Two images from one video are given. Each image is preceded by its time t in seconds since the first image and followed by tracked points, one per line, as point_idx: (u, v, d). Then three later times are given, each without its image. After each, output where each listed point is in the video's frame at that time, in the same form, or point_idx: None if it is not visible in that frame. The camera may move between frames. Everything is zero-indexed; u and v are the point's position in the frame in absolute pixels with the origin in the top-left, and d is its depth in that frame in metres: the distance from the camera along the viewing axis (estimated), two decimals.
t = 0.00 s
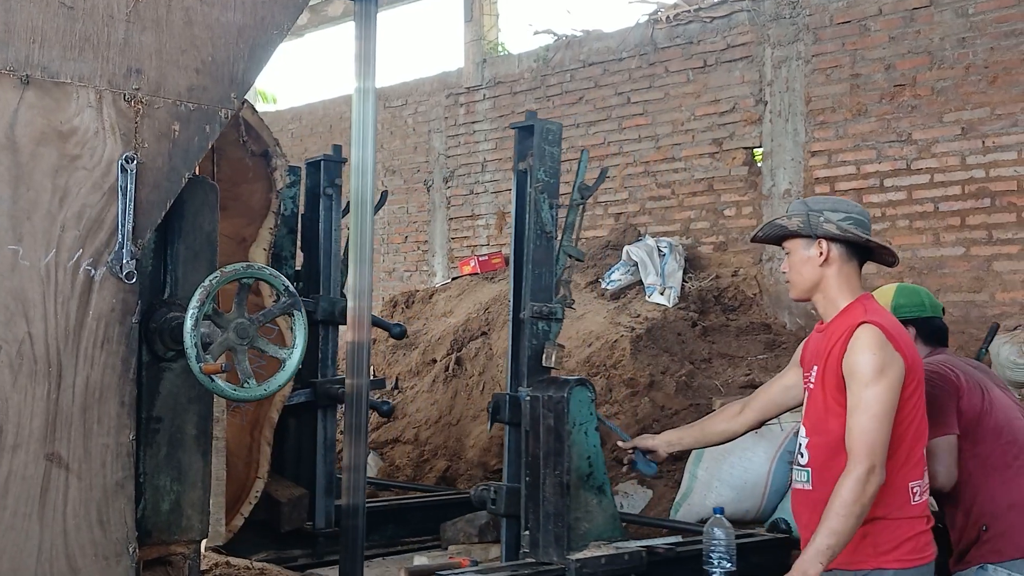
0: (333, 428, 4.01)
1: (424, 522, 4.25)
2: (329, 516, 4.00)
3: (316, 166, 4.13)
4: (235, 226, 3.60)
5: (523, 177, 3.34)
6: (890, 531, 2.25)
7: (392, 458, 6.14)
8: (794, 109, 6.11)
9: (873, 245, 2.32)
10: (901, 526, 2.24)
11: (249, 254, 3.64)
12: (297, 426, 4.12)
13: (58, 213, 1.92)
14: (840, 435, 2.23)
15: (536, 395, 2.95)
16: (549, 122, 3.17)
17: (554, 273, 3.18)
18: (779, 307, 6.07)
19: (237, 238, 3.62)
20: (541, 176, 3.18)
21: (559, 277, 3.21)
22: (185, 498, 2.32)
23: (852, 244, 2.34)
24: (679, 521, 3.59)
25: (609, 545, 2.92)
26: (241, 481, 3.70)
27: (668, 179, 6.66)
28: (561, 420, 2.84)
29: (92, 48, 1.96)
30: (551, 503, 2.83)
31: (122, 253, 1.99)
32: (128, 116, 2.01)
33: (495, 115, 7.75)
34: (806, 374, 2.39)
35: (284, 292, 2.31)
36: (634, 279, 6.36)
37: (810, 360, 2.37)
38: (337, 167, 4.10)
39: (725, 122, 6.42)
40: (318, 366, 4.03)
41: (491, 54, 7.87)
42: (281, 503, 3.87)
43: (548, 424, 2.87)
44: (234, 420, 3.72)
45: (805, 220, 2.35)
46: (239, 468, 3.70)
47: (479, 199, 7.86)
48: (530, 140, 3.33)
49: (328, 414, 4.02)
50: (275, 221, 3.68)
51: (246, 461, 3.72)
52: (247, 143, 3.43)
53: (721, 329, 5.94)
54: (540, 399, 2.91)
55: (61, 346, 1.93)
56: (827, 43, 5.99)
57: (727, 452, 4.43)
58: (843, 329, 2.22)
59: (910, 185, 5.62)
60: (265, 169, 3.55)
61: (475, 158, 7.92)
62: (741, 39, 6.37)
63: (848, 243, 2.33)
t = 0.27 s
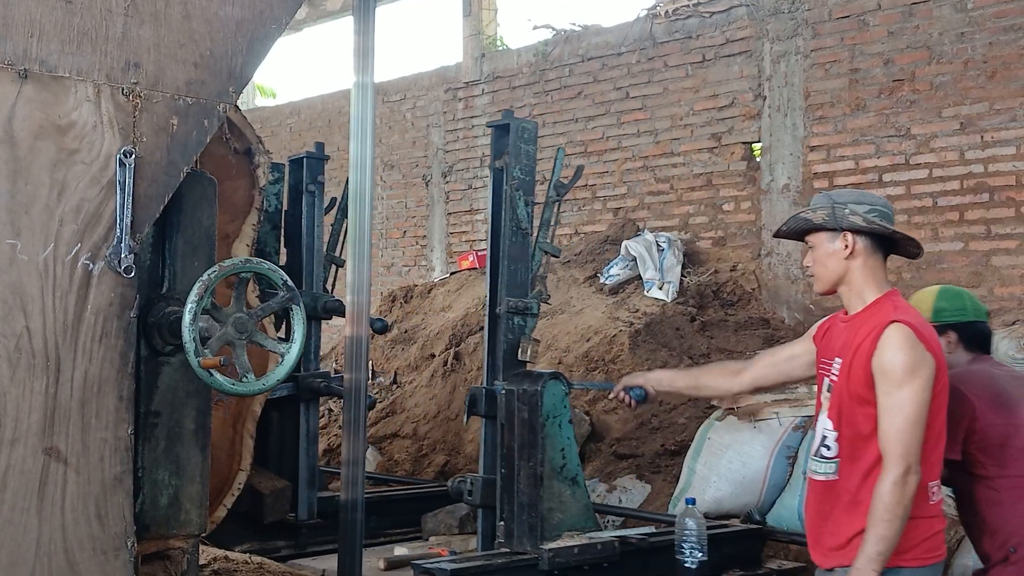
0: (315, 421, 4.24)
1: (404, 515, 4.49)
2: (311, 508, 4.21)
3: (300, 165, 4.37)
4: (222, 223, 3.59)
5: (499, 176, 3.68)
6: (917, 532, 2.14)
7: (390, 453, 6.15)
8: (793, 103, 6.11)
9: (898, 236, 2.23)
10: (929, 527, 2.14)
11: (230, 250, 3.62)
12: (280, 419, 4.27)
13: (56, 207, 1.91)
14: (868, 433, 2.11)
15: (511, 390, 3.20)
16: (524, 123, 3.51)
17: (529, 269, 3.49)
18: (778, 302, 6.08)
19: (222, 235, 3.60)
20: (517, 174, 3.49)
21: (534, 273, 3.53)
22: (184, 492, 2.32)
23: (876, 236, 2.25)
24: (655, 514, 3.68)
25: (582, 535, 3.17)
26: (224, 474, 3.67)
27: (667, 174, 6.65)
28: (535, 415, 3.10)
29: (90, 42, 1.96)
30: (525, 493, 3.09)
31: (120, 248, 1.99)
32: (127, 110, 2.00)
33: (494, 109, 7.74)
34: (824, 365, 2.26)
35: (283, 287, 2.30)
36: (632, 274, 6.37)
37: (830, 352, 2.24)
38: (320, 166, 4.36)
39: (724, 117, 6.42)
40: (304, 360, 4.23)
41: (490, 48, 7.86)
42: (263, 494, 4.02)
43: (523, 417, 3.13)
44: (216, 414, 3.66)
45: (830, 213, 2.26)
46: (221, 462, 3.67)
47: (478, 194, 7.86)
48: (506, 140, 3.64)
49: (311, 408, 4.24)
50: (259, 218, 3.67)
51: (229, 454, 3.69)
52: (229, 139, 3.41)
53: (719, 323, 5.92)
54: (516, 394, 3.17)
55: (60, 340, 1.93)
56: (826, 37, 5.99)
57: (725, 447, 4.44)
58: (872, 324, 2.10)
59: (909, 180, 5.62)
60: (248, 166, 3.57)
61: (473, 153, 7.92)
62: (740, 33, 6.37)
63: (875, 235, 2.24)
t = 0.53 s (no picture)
0: (302, 415, 4.28)
1: (391, 508, 4.56)
2: (299, 501, 4.24)
3: (287, 162, 4.38)
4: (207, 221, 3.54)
5: (480, 173, 3.64)
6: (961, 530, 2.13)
7: (390, 449, 6.15)
8: (794, 100, 6.11)
9: (892, 248, 2.25)
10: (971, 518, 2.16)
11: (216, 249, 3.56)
12: (269, 413, 4.31)
13: (55, 203, 1.91)
14: (909, 435, 2.10)
15: (492, 384, 3.23)
16: (506, 123, 3.54)
17: (511, 267, 3.51)
18: (778, 298, 6.08)
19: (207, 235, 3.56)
20: (499, 172, 3.51)
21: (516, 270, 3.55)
22: (184, 487, 2.32)
23: (871, 246, 2.26)
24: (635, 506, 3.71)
25: (561, 527, 3.18)
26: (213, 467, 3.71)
27: (667, 171, 6.65)
28: (516, 409, 3.13)
29: (90, 38, 1.96)
30: (506, 487, 3.13)
31: (120, 243, 1.98)
32: (127, 106, 2.00)
33: (494, 105, 7.73)
34: (831, 379, 2.23)
35: (283, 283, 2.30)
36: (632, 270, 6.36)
37: (837, 363, 2.22)
38: (307, 163, 4.36)
39: (724, 113, 6.41)
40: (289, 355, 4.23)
41: (491, 45, 7.85)
42: (251, 487, 4.06)
43: (504, 411, 3.16)
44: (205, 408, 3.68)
45: (827, 220, 2.28)
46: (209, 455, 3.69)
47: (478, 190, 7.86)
48: (487, 139, 3.65)
49: (298, 402, 4.27)
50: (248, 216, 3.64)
51: (217, 448, 3.72)
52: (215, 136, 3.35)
53: (720, 320, 5.90)
54: (496, 389, 3.19)
55: (59, 335, 1.93)
56: (827, 34, 5.99)
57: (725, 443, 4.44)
58: (894, 327, 2.11)
59: (909, 176, 5.62)
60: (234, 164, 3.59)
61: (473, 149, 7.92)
62: (741, 30, 6.36)
63: (868, 244, 2.26)
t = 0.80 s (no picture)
0: (296, 413, 4.27)
1: (384, 505, 4.57)
2: (293, 497, 4.25)
3: (281, 162, 4.39)
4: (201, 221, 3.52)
5: (471, 174, 3.66)
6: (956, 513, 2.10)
7: (392, 447, 6.15)
8: (796, 98, 6.11)
9: (860, 244, 2.25)
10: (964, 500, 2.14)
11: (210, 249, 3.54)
12: (263, 410, 4.30)
13: (57, 202, 1.91)
14: (894, 422, 2.08)
15: (480, 381, 3.22)
16: (494, 123, 3.54)
17: (500, 266, 3.51)
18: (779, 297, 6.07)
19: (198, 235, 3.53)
20: (488, 173, 3.52)
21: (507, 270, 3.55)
22: (185, 486, 2.32)
23: (837, 244, 2.27)
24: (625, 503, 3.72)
25: (549, 522, 3.19)
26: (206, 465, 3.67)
27: (668, 169, 6.65)
28: (504, 406, 3.12)
29: (92, 36, 1.96)
30: (494, 484, 3.12)
31: (121, 242, 1.98)
32: (128, 104, 2.00)
33: (495, 104, 7.72)
34: (812, 376, 2.22)
35: (284, 280, 2.30)
36: (634, 268, 6.36)
37: (816, 360, 2.21)
38: (300, 163, 4.37)
39: (726, 112, 6.40)
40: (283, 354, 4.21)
41: (492, 43, 7.85)
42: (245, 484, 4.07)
43: (492, 408, 3.15)
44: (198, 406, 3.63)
45: (793, 222, 2.27)
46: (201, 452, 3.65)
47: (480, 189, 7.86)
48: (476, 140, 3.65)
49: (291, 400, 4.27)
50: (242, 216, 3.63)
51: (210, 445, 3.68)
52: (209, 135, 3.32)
53: (721, 318, 5.90)
54: (485, 386, 3.18)
55: (61, 334, 1.92)
56: (828, 32, 5.98)
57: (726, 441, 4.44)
58: (868, 317, 2.10)
59: (911, 175, 5.61)
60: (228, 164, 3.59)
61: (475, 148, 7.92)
62: (742, 28, 6.36)
63: (836, 243, 2.26)
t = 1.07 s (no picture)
0: (292, 409, 4.29)
1: (378, 501, 4.60)
2: (288, 493, 4.26)
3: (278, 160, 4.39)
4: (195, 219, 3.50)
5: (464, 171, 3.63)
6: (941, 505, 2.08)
7: (392, 443, 6.16)
8: (796, 95, 6.10)
9: (844, 233, 2.26)
10: (949, 492, 2.14)
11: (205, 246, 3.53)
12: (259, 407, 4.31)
13: (58, 198, 1.91)
14: (879, 413, 2.08)
15: (474, 378, 3.22)
16: (488, 121, 3.54)
17: (493, 263, 3.52)
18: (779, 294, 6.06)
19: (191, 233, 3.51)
20: (481, 171, 3.52)
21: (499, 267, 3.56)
22: (186, 483, 2.32)
23: (822, 236, 2.28)
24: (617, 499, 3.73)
25: (542, 518, 3.20)
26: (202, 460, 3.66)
27: (668, 166, 6.65)
28: (497, 402, 3.13)
29: (93, 33, 1.96)
30: (487, 479, 3.12)
31: (122, 239, 1.98)
32: (128, 101, 2.00)
33: (496, 101, 7.72)
34: (802, 367, 2.22)
35: (285, 278, 2.30)
36: (635, 265, 6.37)
37: (806, 352, 2.21)
38: (296, 161, 4.36)
39: (726, 109, 6.40)
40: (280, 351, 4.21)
41: (492, 40, 7.85)
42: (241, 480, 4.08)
43: (486, 405, 3.16)
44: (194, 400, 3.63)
45: (776, 217, 2.28)
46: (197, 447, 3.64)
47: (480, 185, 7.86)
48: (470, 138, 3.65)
49: (287, 397, 4.29)
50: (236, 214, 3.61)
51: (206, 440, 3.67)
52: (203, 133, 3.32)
53: (722, 315, 5.90)
54: (478, 382, 3.19)
55: (62, 331, 1.92)
56: (829, 29, 5.98)
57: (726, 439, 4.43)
58: (855, 309, 2.10)
59: (912, 172, 5.61)
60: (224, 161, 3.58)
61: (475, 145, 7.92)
62: (743, 25, 6.36)
63: (820, 234, 2.27)
